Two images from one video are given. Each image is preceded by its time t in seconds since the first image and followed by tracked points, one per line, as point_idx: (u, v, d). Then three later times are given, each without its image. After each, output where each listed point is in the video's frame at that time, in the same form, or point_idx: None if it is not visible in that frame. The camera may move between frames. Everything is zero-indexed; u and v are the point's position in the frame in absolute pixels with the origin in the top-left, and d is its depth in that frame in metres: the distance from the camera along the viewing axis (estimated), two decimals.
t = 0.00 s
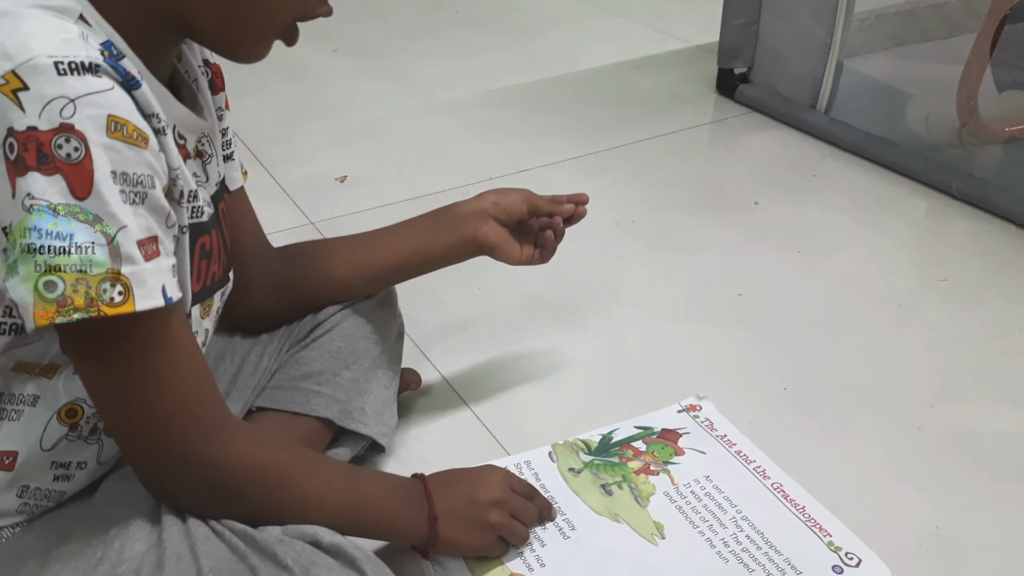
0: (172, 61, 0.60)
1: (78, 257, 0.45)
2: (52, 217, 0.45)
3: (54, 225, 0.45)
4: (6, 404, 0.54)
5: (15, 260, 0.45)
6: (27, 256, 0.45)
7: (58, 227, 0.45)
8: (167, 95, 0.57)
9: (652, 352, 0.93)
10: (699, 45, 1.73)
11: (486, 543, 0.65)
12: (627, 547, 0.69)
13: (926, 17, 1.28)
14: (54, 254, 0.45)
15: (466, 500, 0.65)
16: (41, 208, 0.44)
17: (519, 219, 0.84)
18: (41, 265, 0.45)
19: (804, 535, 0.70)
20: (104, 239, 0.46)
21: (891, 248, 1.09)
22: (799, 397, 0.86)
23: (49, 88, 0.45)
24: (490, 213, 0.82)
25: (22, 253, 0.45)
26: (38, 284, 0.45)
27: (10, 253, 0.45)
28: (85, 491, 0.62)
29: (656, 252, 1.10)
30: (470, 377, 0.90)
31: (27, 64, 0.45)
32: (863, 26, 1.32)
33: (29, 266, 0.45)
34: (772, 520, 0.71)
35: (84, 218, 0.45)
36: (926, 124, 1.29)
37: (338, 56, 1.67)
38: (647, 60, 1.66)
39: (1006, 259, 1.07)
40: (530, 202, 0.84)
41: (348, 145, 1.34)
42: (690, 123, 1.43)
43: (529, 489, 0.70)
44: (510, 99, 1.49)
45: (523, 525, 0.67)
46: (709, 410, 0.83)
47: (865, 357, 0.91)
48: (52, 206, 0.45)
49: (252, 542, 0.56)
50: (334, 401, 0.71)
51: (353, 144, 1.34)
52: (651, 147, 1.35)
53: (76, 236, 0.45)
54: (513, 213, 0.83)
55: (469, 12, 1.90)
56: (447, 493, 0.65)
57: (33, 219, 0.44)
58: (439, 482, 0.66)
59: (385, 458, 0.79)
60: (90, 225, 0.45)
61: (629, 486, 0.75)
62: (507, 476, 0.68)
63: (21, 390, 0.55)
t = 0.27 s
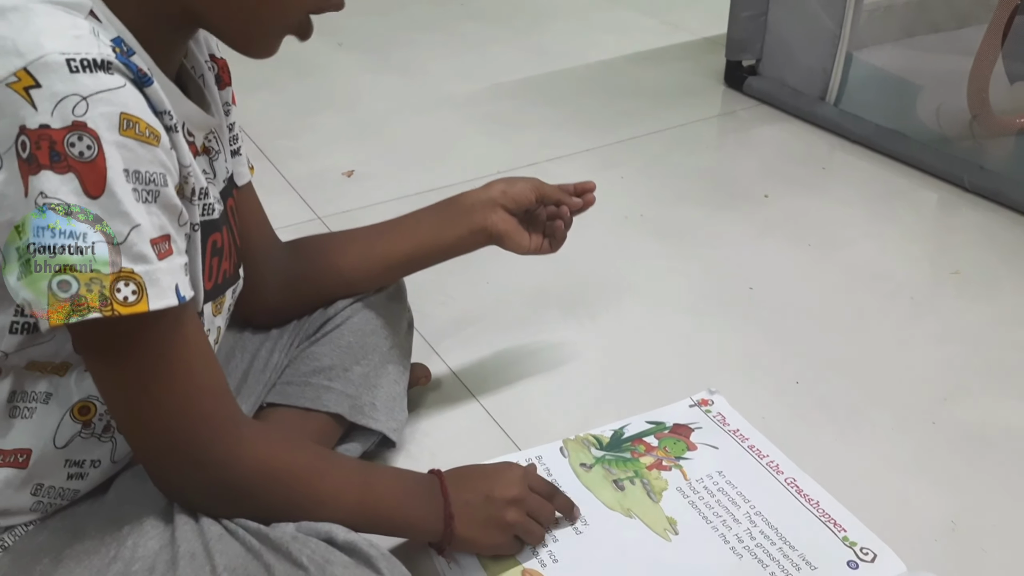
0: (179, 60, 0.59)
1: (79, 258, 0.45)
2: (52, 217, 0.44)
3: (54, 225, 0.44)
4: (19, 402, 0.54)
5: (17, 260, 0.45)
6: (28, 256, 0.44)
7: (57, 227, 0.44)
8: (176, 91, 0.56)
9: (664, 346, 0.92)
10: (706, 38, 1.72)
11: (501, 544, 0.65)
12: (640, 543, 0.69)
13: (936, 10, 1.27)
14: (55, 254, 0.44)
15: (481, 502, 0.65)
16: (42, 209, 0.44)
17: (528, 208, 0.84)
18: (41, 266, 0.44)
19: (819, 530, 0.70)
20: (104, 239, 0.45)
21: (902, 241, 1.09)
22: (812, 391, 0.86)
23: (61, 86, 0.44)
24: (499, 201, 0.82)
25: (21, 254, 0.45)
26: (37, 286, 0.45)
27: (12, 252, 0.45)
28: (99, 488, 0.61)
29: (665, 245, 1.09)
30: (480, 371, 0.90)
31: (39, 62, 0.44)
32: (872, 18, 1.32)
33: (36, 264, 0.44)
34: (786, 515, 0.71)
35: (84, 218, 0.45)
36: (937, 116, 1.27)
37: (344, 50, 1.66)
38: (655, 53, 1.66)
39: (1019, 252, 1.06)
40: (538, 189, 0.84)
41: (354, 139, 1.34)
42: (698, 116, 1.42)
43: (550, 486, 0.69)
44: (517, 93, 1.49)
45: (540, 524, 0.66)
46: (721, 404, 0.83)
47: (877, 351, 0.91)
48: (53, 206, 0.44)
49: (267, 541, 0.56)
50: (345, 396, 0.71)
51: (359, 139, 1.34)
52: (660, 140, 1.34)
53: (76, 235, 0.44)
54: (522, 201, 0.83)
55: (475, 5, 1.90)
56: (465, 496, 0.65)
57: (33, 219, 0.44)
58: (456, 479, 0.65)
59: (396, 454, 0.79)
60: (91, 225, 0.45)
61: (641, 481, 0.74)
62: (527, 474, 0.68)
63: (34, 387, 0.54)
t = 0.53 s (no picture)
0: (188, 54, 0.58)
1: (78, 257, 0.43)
2: (53, 217, 0.43)
3: (54, 225, 0.43)
4: (26, 400, 0.53)
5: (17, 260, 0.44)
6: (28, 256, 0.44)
7: (58, 227, 0.43)
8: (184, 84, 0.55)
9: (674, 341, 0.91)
10: (714, 28, 1.71)
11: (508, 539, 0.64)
12: (652, 541, 0.68)
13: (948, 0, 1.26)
14: (55, 253, 0.43)
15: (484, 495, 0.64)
16: (42, 209, 0.43)
17: (535, 194, 0.83)
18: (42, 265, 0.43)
19: (833, 527, 0.69)
20: (105, 240, 0.44)
21: (914, 233, 1.07)
22: (825, 385, 0.85)
23: (75, 79, 0.43)
24: (507, 189, 0.81)
25: (23, 252, 0.44)
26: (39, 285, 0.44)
27: (11, 251, 0.44)
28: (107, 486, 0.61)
29: (675, 238, 1.08)
30: (488, 366, 0.89)
31: (52, 54, 0.43)
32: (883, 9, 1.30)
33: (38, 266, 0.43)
34: (800, 511, 0.70)
35: (84, 218, 0.43)
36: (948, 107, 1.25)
37: (348, 43, 1.65)
38: (662, 43, 1.64)
39: None
40: (546, 177, 0.83)
41: (360, 132, 1.33)
42: (706, 108, 1.41)
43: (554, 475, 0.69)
44: (524, 84, 1.48)
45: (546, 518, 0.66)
46: (732, 399, 0.82)
47: (891, 345, 0.90)
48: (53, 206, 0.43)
49: (276, 543, 0.55)
50: (353, 393, 0.70)
51: (366, 132, 1.33)
52: (668, 132, 1.33)
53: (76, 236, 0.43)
54: (530, 188, 0.82)
55: None
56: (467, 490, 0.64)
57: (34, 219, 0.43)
58: (465, 473, 0.65)
59: (405, 450, 0.78)
60: (92, 226, 0.43)
61: (653, 478, 0.74)
62: (537, 471, 0.67)
63: (42, 385, 0.53)
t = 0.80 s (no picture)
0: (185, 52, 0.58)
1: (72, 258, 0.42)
2: (53, 217, 0.42)
3: (55, 224, 0.42)
4: (26, 400, 0.52)
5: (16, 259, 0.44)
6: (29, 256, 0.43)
7: (59, 228, 0.42)
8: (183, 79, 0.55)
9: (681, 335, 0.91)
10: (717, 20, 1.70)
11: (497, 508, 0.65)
12: (661, 538, 0.67)
13: None
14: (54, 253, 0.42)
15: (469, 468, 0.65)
16: (42, 208, 0.42)
17: (536, 185, 0.83)
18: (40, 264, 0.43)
19: (844, 523, 0.68)
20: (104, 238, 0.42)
21: (921, 224, 1.07)
22: (834, 379, 0.84)
23: (75, 57, 0.43)
24: (508, 180, 0.81)
25: (22, 253, 0.44)
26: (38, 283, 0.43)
27: (12, 252, 0.44)
28: (106, 487, 0.60)
29: (680, 232, 1.07)
30: (493, 362, 0.88)
31: (51, 34, 0.42)
32: None
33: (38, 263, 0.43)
34: (810, 507, 0.70)
35: (85, 219, 0.42)
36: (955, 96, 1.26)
37: (350, 38, 1.65)
38: (665, 35, 1.63)
39: None
40: (543, 166, 0.83)
41: (363, 127, 1.32)
42: (710, 100, 1.40)
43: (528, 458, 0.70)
44: (527, 78, 1.47)
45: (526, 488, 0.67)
46: (740, 395, 0.81)
47: (900, 338, 0.89)
48: (52, 205, 0.42)
49: (276, 542, 0.55)
50: (358, 391, 0.69)
51: (368, 127, 1.32)
52: (673, 124, 1.32)
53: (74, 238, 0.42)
54: (530, 178, 0.82)
55: None
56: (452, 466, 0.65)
57: (33, 220, 0.43)
58: (440, 458, 0.65)
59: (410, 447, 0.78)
60: (92, 227, 0.42)
61: (662, 474, 0.73)
62: (501, 440, 0.69)
63: (42, 385, 0.53)
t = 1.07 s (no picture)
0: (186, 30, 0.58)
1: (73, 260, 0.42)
2: (54, 217, 0.41)
3: (55, 224, 0.42)
4: (31, 390, 0.51)
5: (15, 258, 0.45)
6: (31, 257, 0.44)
7: (58, 226, 0.41)
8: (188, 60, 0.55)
9: (686, 323, 0.90)
10: (719, 8, 1.69)
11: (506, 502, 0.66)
12: (667, 526, 0.67)
13: None
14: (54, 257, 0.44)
15: (470, 464, 0.66)
16: (42, 208, 0.42)
17: (539, 170, 0.82)
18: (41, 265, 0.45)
19: (852, 510, 0.68)
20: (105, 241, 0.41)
21: (926, 211, 1.06)
22: (840, 367, 0.84)
23: (78, 29, 0.41)
24: (511, 166, 0.80)
25: (24, 253, 0.45)
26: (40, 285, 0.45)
27: (12, 253, 0.45)
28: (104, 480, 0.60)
29: (684, 221, 1.07)
30: (497, 352, 0.88)
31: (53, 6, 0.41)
32: None
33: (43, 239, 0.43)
34: (818, 495, 0.69)
35: (84, 218, 0.41)
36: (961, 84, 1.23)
37: (349, 28, 1.64)
38: (667, 24, 1.63)
39: None
40: (545, 151, 0.82)
41: (364, 118, 1.31)
42: (712, 88, 1.39)
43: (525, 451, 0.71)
44: (528, 67, 1.46)
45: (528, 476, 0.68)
46: (746, 383, 0.81)
47: (906, 326, 0.88)
48: (52, 206, 0.41)
49: (285, 533, 0.54)
50: (362, 380, 0.69)
51: (369, 117, 1.31)
52: (675, 113, 1.31)
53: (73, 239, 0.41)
54: (533, 163, 0.81)
55: None
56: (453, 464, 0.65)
57: (35, 220, 0.42)
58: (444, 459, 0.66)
59: (415, 438, 0.77)
60: (89, 225, 0.41)
61: (668, 462, 0.73)
62: (505, 445, 0.69)
63: (46, 376, 0.52)
